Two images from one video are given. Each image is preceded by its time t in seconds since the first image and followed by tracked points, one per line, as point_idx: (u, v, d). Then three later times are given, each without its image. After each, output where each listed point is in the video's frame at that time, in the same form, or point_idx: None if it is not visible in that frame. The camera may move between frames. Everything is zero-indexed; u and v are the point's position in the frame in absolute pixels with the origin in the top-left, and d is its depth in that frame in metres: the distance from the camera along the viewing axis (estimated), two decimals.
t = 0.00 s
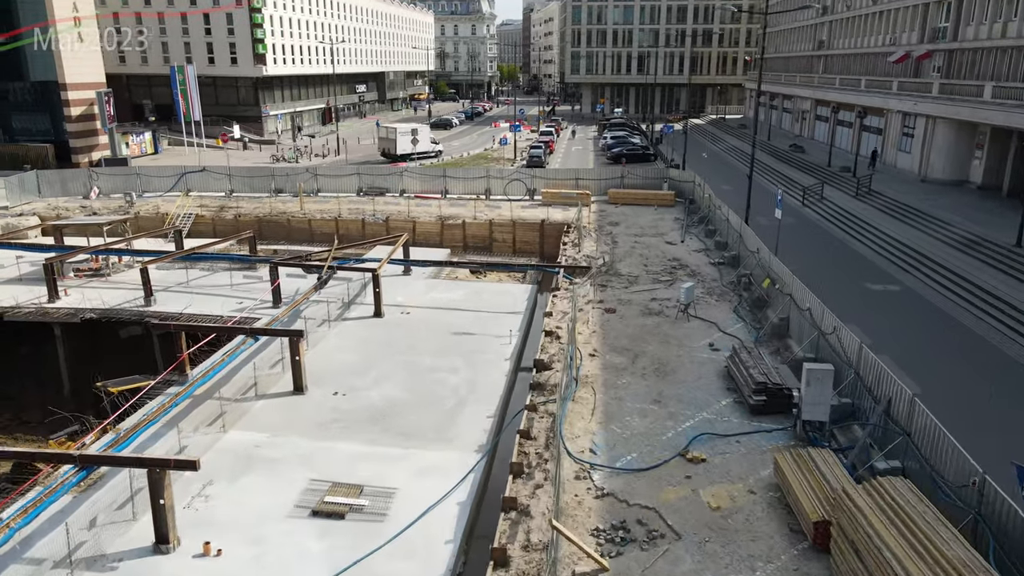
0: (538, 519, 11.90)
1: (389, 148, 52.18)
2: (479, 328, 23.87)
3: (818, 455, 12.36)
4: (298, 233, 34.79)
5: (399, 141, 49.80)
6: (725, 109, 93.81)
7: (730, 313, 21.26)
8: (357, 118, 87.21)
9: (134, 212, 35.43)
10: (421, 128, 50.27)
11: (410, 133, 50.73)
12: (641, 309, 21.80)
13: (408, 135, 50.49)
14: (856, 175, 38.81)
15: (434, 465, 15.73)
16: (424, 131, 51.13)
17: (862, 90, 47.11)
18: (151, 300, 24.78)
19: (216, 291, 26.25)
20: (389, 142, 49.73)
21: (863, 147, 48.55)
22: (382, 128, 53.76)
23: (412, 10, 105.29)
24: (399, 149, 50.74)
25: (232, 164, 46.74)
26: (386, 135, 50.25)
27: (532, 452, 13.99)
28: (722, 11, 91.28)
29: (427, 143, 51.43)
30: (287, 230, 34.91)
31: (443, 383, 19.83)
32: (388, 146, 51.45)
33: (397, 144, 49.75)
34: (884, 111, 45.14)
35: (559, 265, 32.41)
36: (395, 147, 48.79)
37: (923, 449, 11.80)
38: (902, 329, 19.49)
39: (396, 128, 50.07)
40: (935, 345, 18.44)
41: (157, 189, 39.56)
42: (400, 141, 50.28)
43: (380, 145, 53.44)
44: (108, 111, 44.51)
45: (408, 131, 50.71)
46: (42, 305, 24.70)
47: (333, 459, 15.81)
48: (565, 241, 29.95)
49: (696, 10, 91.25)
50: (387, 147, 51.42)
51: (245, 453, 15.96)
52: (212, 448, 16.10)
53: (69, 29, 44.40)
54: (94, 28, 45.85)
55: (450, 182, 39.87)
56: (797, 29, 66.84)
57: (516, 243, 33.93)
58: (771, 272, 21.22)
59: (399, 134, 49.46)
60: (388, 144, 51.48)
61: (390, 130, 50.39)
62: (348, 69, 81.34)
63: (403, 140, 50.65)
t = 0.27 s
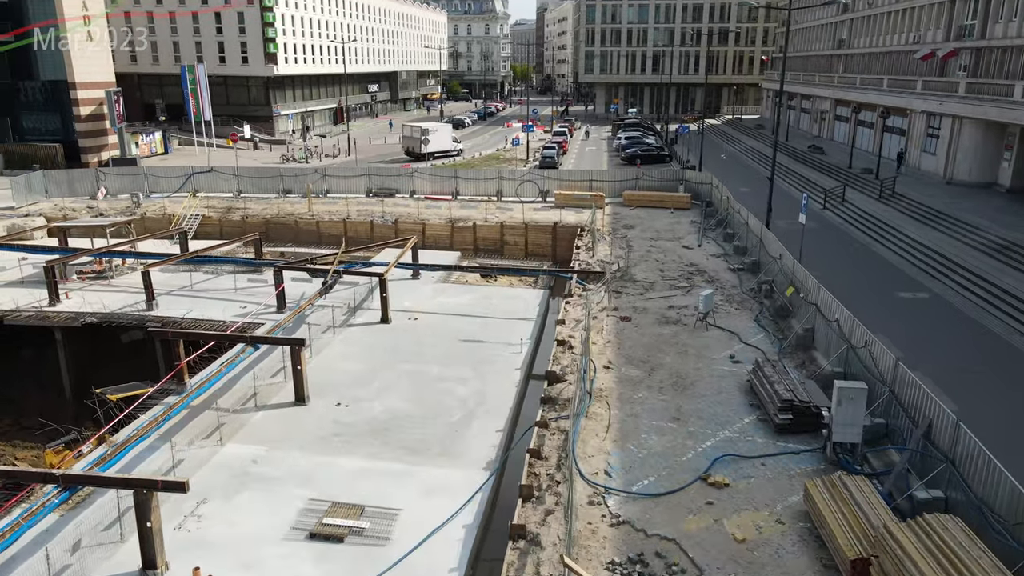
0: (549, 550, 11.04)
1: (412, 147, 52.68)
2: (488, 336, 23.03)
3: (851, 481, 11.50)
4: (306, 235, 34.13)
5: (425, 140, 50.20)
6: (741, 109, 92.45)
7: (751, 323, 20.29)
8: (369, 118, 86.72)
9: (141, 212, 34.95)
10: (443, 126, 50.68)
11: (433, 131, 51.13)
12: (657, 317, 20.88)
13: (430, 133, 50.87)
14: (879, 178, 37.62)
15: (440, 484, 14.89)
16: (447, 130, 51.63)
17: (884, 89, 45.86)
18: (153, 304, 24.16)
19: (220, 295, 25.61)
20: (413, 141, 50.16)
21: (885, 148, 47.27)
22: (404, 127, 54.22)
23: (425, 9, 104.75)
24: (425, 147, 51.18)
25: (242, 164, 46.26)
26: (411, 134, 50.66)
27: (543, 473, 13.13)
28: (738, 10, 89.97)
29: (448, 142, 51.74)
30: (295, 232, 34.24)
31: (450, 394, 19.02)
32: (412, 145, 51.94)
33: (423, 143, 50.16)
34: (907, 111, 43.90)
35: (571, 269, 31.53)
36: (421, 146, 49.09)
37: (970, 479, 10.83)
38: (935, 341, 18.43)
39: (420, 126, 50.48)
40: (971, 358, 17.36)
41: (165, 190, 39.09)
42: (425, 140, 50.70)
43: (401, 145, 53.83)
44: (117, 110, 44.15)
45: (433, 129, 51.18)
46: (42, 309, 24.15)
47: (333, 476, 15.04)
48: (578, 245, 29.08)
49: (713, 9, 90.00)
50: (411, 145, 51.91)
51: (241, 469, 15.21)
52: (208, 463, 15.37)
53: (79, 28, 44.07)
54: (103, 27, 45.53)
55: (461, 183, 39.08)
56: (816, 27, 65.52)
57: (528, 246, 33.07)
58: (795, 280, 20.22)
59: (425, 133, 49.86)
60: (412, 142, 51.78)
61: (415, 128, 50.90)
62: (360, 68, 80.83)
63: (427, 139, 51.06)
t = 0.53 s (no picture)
0: None
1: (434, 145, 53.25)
2: (498, 344, 22.18)
3: (892, 513, 10.52)
4: (314, 237, 33.48)
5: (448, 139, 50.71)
6: (757, 110, 91.10)
7: (774, 333, 19.32)
8: (381, 118, 86.20)
9: (147, 214, 34.44)
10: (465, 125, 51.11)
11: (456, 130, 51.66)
12: (675, 326, 19.95)
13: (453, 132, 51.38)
14: (903, 180, 36.39)
15: (445, 506, 14.03)
16: (469, 128, 52.12)
17: (907, 89, 44.66)
18: (154, 309, 23.54)
19: (223, 299, 24.97)
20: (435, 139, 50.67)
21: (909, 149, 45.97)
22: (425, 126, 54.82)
23: (438, 9, 104.21)
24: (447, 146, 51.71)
25: (250, 164, 45.72)
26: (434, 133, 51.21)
27: (554, 498, 12.27)
28: (755, 8, 88.60)
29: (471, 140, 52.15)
30: (301, 234, 33.55)
31: (457, 406, 18.21)
32: (435, 143, 52.51)
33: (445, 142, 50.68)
34: (932, 112, 42.65)
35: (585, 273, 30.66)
36: (444, 145, 49.46)
37: None
38: (971, 354, 17.37)
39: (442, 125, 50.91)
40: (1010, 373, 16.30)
41: (172, 190, 38.59)
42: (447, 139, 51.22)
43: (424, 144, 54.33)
44: (126, 110, 43.74)
45: (455, 128, 51.74)
46: (42, 312, 23.59)
47: (332, 495, 14.27)
48: (591, 249, 28.20)
49: (729, 8, 88.79)
50: (433, 144, 52.48)
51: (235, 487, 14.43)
52: (201, 480, 14.63)
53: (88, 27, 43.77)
54: (114, 26, 45.23)
55: (472, 184, 38.29)
56: (836, 26, 64.18)
57: (540, 249, 32.22)
58: (820, 288, 19.20)
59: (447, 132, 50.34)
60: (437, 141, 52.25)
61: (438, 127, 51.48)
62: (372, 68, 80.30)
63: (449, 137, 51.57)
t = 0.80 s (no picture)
0: None
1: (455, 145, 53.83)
2: (507, 353, 21.35)
3: (935, 549, 9.61)
4: (322, 239, 32.85)
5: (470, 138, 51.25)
6: (774, 110, 89.75)
7: (798, 344, 18.36)
8: (394, 118, 85.68)
9: (153, 215, 33.97)
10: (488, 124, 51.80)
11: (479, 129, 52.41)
12: (693, 337, 19.04)
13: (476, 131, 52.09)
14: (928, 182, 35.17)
15: (450, 529, 13.21)
16: (491, 127, 52.75)
17: (931, 88, 43.47)
18: (156, 314, 22.93)
19: (227, 304, 24.34)
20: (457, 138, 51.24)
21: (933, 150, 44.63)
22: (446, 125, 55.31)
23: (451, 8, 103.56)
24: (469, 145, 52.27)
25: (260, 165, 45.22)
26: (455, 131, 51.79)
27: (566, 525, 11.41)
28: (773, 7, 87.15)
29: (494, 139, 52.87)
30: (309, 236, 32.92)
31: (465, 420, 17.39)
32: (456, 142, 53.05)
33: (467, 141, 51.23)
34: (958, 112, 41.38)
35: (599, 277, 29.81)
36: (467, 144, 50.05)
37: None
38: (1010, 369, 16.31)
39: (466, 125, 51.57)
40: None
41: (180, 191, 38.13)
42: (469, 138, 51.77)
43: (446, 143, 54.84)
44: (135, 109, 43.38)
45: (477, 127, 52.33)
46: (42, 317, 23.04)
47: (331, 516, 13.49)
48: (606, 253, 27.33)
49: (746, 6, 87.49)
50: (455, 144, 53.03)
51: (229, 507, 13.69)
52: (194, 498, 13.89)
53: (98, 26, 43.45)
54: (123, 25, 44.85)
55: (483, 185, 37.53)
56: (856, 24, 62.79)
57: (552, 252, 31.39)
58: (848, 298, 18.20)
59: (469, 131, 50.86)
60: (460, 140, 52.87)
61: (460, 126, 52.11)
62: (384, 67, 79.77)
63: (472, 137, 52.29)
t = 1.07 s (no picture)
0: None
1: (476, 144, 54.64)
2: (518, 363, 20.51)
3: None
4: (329, 242, 32.18)
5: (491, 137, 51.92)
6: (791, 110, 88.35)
7: (825, 358, 17.36)
8: (406, 118, 85.11)
9: (159, 216, 33.43)
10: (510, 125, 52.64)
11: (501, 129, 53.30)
12: (713, 349, 18.10)
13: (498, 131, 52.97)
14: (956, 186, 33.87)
15: (455, 557, 12.38)
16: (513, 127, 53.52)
17: (958, 88, 42.31)
18: (157, 319, 22.24)
19: (229, 309, 23.66)
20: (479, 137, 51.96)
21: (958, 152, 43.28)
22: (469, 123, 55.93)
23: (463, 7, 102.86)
24: (490, 144, 53.03)
25: (269, 165, 44.68)
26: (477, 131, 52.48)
27: (579, 559, 10.56)
28: (790, 5, 85.71)
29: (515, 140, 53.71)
30: (316, 238, 32.25)
31: (473, 435, 16.57)
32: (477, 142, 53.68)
33: (488, 140, 51.95)
34: (985, 113, 40.00)
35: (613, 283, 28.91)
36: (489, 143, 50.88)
37: None
38: None
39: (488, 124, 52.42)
40: None
41: (187, 192, 37.62)
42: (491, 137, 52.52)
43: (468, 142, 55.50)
44: (144, 110, 42.97)
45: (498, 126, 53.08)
46: (40, 322, 22.44)
47: (329, 541, 12.72)
48: (620, 259, 26.41)
49: (763, 5, 86.15)
50: (477, 142, 53.79)
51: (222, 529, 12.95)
52: (185, 520, 13.16)
53: (107, 25, 43.10)
54: (133, 24, 44.47)
55: (495, 187, 36.73)
56: (877, 22, 61.35)
57: (565, 257, 30.50)
58: (878, 309, 17.20)
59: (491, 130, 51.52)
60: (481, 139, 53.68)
61: (481, 125, 52.87)
62: (396, 67, 79.18)
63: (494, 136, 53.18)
